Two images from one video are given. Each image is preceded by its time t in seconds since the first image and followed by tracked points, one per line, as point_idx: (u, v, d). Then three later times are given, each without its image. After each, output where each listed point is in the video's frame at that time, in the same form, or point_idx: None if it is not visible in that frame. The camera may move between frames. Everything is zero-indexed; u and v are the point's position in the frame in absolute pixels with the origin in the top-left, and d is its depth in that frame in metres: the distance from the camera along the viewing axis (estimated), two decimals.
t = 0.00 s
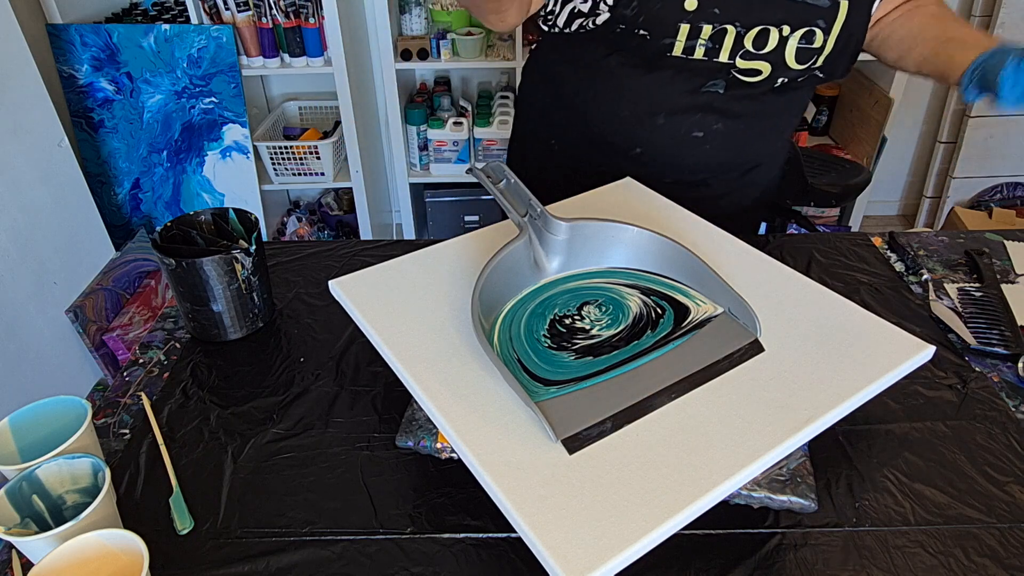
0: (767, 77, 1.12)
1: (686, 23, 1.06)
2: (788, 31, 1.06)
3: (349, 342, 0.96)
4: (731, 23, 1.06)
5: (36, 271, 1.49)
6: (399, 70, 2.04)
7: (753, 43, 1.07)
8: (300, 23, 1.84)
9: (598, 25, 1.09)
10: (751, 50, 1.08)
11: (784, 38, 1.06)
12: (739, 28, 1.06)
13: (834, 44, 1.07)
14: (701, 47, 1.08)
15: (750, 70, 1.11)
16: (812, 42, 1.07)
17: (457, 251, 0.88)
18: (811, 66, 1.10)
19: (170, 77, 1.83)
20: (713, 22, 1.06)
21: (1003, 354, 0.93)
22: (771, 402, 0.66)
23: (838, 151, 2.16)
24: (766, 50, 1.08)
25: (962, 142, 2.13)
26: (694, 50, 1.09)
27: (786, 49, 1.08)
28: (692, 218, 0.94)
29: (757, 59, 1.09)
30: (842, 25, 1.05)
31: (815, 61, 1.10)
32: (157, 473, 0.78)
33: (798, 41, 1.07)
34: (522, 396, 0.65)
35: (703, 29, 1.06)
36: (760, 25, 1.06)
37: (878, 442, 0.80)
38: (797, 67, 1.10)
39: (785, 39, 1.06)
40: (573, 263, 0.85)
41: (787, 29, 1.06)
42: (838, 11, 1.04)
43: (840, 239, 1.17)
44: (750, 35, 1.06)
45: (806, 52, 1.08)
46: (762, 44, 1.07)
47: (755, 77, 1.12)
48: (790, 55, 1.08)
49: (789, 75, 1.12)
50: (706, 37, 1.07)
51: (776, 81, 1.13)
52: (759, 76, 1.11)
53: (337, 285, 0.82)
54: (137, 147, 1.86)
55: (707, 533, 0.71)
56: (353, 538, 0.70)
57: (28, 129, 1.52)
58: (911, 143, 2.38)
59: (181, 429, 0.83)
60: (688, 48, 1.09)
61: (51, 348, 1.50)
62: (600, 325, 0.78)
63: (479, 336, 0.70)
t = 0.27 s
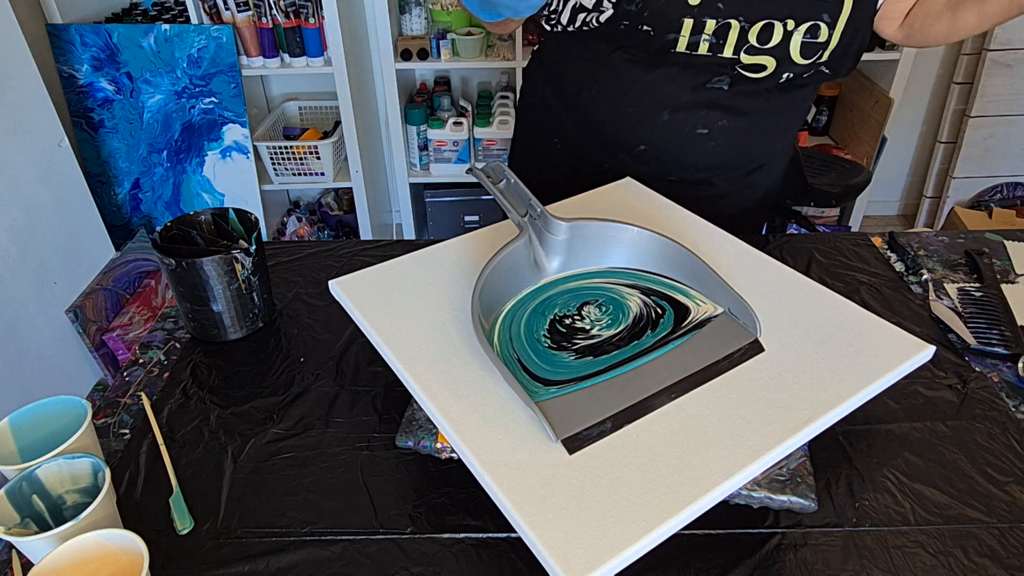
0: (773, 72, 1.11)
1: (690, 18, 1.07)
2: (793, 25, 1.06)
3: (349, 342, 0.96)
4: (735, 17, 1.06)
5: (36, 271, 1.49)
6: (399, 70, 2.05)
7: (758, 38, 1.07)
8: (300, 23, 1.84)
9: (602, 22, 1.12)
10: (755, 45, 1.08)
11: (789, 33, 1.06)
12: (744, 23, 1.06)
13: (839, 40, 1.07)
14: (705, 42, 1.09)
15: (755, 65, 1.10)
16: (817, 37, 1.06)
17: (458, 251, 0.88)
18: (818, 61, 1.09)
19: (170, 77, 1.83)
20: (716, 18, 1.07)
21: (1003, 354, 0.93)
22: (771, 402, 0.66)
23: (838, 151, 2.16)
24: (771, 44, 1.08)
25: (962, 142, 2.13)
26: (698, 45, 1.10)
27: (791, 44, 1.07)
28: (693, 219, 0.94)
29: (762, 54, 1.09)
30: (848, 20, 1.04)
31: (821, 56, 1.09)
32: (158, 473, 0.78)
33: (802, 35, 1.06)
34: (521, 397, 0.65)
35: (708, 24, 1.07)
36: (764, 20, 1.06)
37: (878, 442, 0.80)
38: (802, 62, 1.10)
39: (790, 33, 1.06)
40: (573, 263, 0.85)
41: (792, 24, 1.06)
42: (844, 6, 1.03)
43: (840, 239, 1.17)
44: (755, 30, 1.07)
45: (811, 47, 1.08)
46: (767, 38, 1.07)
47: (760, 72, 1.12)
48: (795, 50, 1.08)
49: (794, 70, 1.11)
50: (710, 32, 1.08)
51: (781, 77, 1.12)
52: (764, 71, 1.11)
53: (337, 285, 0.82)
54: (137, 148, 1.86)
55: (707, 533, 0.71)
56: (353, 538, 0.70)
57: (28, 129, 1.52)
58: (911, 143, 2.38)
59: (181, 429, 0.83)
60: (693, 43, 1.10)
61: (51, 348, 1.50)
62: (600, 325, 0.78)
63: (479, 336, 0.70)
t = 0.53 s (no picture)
0: (774, 70, 1.12)
1: (689, 16, 1.06)
2: (794, 23, 1.06)
3: (349, 342, 0.96)
4: (735, 15, 1.06)
5: (36, 271, 1.49)
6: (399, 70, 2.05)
7: (757, 36, 1.07)
8: (300, 23, 1.84)
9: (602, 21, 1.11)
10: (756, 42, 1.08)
11: (790, 30, 1.06)
12: (744, 21, 1.06)
13: (841, 38, 1.07)
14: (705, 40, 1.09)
15: (755, 63, 1.11)
16: (818, 35, 1.07)
17: (458, 251, 0.88)
18: (818, 59, 1.10)
19: (170, 77, 1.83)
20: (716, 15, 1.06)
21: (1003, 354, 0.93)
22: (772, 401, 0.66)
23: (838, 151, 2.16)
24: (771, 42, 1.08)
25: (962, 142, 2.13)
26: (698, 42, 1.09)
27: (792, 42, 1.08)
28: (693, 219, 0.94)
29: (763, 52, 1.09)
30: (852, 13, 1.04)
31: (823, 54, 1.09)
32: (157, 473, 0.78)
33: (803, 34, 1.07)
34: (521, 397, 0.65)
35: (708, 21, 1.07)
36: (765, 17, 1.06)
37: (878, 443, 0.80)
38: (803, 61, 1.10)
39: (790, 31, 1.06)
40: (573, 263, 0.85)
41: (793, 21, 1.06)
42: (844, 4, 1.04)
43: (840, 239, 1.17)
44: (755, 28, 1.07)
45: (813, 46, 1.08)
46: (768, 36, 1.07)
47: (761, 70, 1.12)
48: (796, 48, 1.08)
49: (795, 69, 1.11)
50: (710, 29, 1.08)
51: (782, 75, 1.12)
52: (764, 70, 1.12)
53: (337, 285, 0.82)
54: (137, 148, 1.86)
55: (707, 533, 0.71)
56: (353, 538, 0.70)
57: (28, 129, 1.52)
58: (911, 143, 2.38)
59: (181, 429, 0.83)
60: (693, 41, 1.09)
61: (51, 348, 1.50)
62: (600, 325, 0.78)
63: (479, 336, 0.70)
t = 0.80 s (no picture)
0: (775, 72, 1.12)
1: (690, 17, 1.07)
2: (795, 25, 1.06)
3: (349, 342, 0.96)
4: (736, 16, 1.06)
5: (36, 271, 1.49)
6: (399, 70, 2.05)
7: (758, 38, 1.08)
8: (300, 23, 1.84)
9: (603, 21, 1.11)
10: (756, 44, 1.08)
11: (790, 33, 1.07)
12: (744, 22, 1.07)
13: (843, 41, 1.08)
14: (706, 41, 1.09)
15: (756, 66, 1.11)
16: (819, 37, 1.07)
17: (458, 251, 0.88)
18: (818, 62, 1.11)
19: (170, 77, 1.83)
20: (717, 16, 1.06)
21: (1003, 354, 0.93)
22: (772, 401, 0.66)
23: (838, 151, 2.16)
24: (771, 45, 1.08)
25: (962, 142, 2.13)
26: (698, 43, 1.09)
27: (793, 44, 1.08)
28: (693, 219, 0.94)
29: (763, 54, 1.09)
30: (852, 16, 1.06)
31: (823, 57, 1.10)
32: (157, 473, 0.78)
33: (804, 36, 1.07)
34: (521, 397, 0.65)
35: (708, 22, 1.07)
36: (766, 19, 1.06)
37: (878, 442, 0.80)
38: (803, 63, 1.10)
39: (791, 32, 1.07)
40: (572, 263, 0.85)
41: (793, 23, 1.06)
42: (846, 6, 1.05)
43: (840, 239, 1.17)
44: (755, 29, 1.07)
45: (814, 48, 1.09)
46: (768, 38, 1.08)
47: (761, 73, 1.12)
48: (798, 51, 1.09)
49: (795, 71, 1.12)
50: (710, 30, 1.08)
51: (783, 77, 1.13)
52: (765, 72, 1.12)
53: (337, 285, 0.82)
54: (137, 148, 1.86)
55: (707, 533, 0.71)
56: (353, 538, 0.70)
57: (28, 129, 1.52)
58: (911, 143, 2.38)
59: (181, 429, 0.83)
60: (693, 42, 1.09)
61: (51, 348, 1.50)
62: (600, 325, 0.78)
63: (479, 335, 0.70)
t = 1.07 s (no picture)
0: (775, 76, 1.13)
1: (691, 18, 1.08)
2: (796, 28, 1.07)
3: (349, 342, 0.96)
4: (737, 18, 1.07)
5: (36, 270, 1.49)
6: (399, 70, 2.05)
7: (759, 41, 1.09)
8: (300, 23, 1.84)
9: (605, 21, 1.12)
10: (757, 47, 1.09)
11: (791, 36, 1.08)
12: (745, 25, 1.08)
13: (843, 45, 1.09)
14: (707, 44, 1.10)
15: (756, 69, 1.11)
16: (819, 41, 1.08)
17: (460, 250, 0.88)
18: (819, 66, 1.12)
19: (170, 77, 1.83)
20: (718, 18, 1.08)
21: (1002, 354, 0.93)
22: (772, 403, 0.66)
23: (838, 151, 2.16)
24: (772, 48, 1.09)
25: (962, 142, 2.14)
26: (699, 45, 1.10)
27: (794, 48, 1.09)
28: (692, 219, 0.94)
29: (764, 57, 1.10)
30: (853, 21, 1.07)
31: (823, 62, 1.11)
32: (157, 473, 0.78)
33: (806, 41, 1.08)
34: (522, 397, 0.65)
35: (709, 25, 1.08)
36: (767, 22, 1.07)
37: (878, 442, 0.80)
38: (804, 67, 1.12)
39: (792, 36, 1.08)
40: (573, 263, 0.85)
41: (794, 27, 1.07)
42: (848, 10, 1.06)
43: (840, 239, 1.17)
44: (756, 32, 1.08)
45: (815, 52, 1.10)
46: (770, 41, 1.09)
47: (762, 76, 1.12)
48: (798, 54, 1.10)
49: (796, 75, 1.13)
50: (711, 33, 1.09)
51: (783, 81, 1.13)
52: (765, 75, 1.12)
53: (337, 285, 0.82)
54: (137, 147, 1.86)
55: (707, 533, 0.71)
56: (353, 538, 0.70)
57: (29, 129, 1.52)
58: (911, 143, 2.38)
59: (181, 429, 0.83)
60: (694, 43, 1.10)
61: (51, 348, 1.50)
62: (600, 325, 0.78)
63: (479, 335, 0.70)
